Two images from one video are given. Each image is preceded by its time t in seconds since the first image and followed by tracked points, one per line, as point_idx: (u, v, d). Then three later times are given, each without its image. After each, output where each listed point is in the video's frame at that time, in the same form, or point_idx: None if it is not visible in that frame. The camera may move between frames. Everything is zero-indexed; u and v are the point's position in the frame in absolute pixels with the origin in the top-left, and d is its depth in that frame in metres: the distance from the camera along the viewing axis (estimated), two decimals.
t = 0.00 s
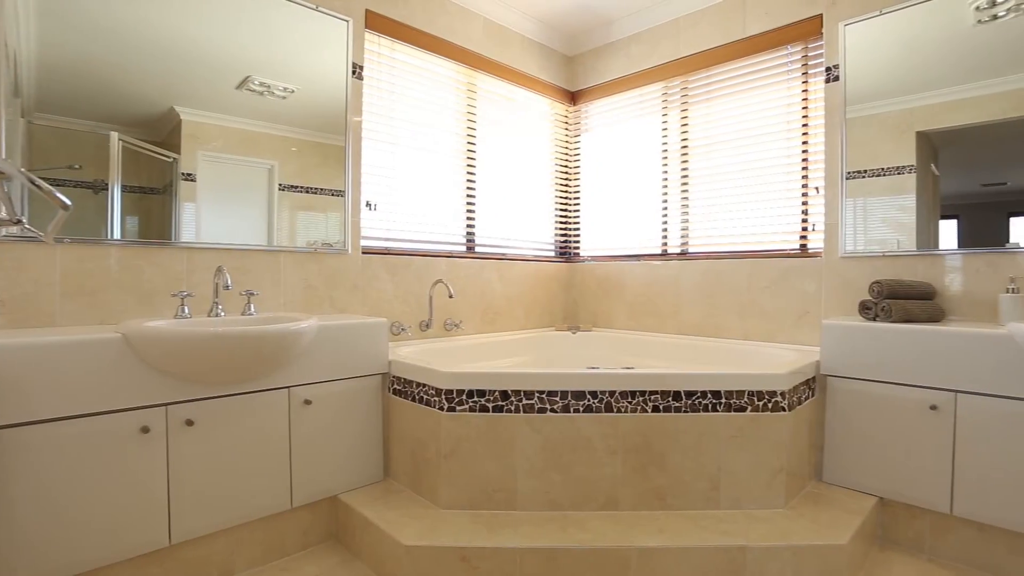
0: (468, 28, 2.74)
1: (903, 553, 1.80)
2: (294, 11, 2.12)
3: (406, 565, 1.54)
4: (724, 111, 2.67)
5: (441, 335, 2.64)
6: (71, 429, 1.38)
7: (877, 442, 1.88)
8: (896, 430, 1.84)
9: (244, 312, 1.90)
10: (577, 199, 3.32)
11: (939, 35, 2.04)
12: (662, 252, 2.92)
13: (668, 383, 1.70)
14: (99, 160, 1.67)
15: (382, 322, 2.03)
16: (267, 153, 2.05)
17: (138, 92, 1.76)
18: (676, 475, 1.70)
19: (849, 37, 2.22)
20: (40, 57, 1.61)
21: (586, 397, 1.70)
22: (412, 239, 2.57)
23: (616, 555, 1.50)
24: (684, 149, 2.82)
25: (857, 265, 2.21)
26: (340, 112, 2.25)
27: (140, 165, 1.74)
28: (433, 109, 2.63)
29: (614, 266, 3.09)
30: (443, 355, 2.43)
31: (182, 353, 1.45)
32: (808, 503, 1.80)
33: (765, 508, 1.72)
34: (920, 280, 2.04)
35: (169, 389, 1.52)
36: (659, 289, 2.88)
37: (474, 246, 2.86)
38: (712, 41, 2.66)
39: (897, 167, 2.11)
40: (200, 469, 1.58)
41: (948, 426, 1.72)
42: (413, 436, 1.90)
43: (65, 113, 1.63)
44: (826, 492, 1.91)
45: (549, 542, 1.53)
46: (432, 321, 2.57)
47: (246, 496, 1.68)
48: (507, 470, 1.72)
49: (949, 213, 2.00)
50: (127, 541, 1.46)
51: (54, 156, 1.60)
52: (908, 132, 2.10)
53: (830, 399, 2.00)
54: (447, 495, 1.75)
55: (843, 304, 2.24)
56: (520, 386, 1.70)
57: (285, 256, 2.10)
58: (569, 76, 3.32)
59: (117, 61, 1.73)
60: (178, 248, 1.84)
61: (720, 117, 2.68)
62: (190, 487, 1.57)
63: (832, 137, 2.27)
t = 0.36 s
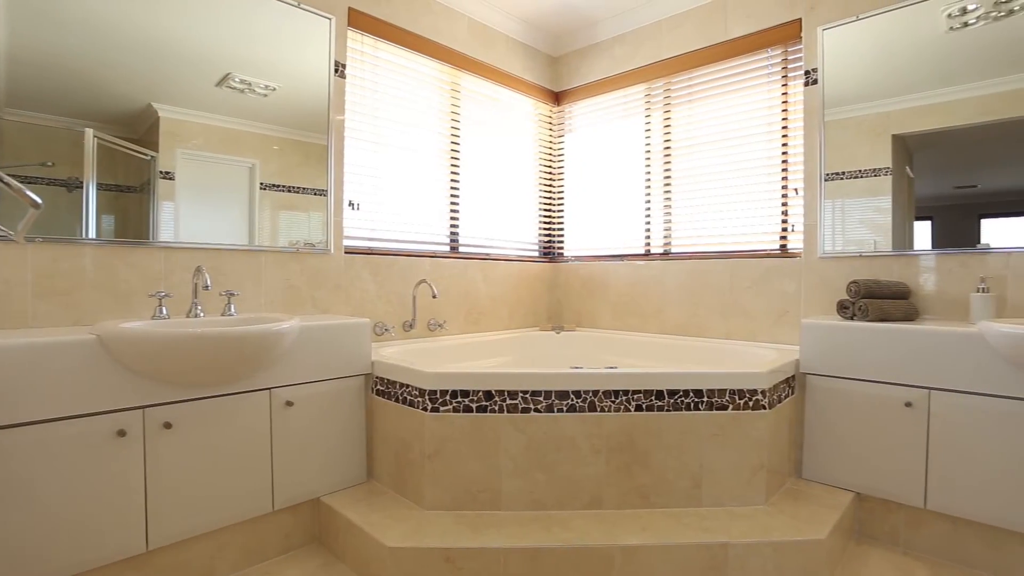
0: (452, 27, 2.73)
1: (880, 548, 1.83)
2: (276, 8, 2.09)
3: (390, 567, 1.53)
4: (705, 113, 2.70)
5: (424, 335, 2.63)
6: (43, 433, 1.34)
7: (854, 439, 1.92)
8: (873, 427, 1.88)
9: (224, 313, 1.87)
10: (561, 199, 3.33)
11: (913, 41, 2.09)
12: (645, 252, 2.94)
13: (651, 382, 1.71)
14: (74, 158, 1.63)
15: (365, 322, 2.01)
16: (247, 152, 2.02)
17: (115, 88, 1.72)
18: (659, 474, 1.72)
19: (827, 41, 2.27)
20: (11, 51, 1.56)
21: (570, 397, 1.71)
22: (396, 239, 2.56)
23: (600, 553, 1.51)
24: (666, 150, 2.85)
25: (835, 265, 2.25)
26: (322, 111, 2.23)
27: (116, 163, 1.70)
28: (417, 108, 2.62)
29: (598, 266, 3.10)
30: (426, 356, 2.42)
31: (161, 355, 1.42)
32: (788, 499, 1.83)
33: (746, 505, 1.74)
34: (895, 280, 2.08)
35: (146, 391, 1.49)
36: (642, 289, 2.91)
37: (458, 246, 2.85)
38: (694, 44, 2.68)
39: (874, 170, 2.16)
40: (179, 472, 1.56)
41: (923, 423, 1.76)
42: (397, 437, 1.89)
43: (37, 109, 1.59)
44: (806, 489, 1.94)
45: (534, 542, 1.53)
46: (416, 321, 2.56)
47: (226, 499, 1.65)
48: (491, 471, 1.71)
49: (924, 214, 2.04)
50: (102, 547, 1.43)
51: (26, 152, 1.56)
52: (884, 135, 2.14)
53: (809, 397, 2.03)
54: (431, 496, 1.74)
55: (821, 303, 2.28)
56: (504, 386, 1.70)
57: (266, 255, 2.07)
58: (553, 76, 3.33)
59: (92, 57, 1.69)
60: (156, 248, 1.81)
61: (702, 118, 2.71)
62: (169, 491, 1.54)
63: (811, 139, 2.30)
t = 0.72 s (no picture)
0: (438, 26, 2.72)
1: (860, 543, 1.87)
2: (259, 5, 2.07)
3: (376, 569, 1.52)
4: (690, 115, 2.72)
5: (410, 335, 2.62)
6: (19, 437, 1.32)
7: (835, 436, 1.95)
8: (853, 425, 1.91)
9: (206, 314, 1.85)
10: (547, 199, 3.34)
11: (892, 46, 2.13)
12: (631, 252, 2.96)
13: (636, 382, 1.72)
14: (50, 155, 1.60)
15: (351, 322, 2.00)
16: (231, 150, 1.99)
17: (93, 84, 1.69)
18: (644, 472, 1.73)
19: (809, 45, 2.30)
20: None
21: (555, 397, 1.71)
22: (381, 238, 2.54)
23: (586, 552, 1.52)
24: (652, 151, 2.87)
25: (817, 265, 2.28)
26: (307, 109, 2.21)
27: (95, 160, 1.67)
28: (402, 107, 2.61)
29: (584, 266, 3.12)
30: (413, 356, 2.41)
31: (141, 357, 1.40)
32: (770, 497, 1.85)
33: (730, 503, 1.76)
34: (875, 280, 2.12)
35: (125, 393, 1.47)
36: (628, 289, 2.93)
37: (444, 246, 2.85)
38: (679, 45, 2.71)
39: (855, 171, 2.20)
40: (159, 476, 1.53)
41: (902, 420, 1.80)
42: (382, 437, 1.88)
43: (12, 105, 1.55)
44: (788, 486, 1.97)
45: (520, 541, 1.54)
46: (402, 321, 2.55)
47: (208, 503, 1.63)
48: (477, 471, 1.71)
49: (903, 215, 2.08)
50: (80, 553, 1.40)
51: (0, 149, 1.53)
52: (865, 138, 2.18)
53: (791, 395, 2.06)
54: (417, 497, 1.74)
55: (803, 303, 2.32)
56: (490, 386, 1.70)
57: (250, 255, 2.05)
58: (539, 76, 3.33)
59: (69, 53, 1.65)
60: (136, 247, 1.78)
61: (686, 120, 2.73)
62: (149, 495, 1.51)
63: (793, 141, 2.34)
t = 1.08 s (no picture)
0: (423, 25, 2.71)
1: (839, 538, 1.90)
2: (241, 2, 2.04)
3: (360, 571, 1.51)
4: (674, 116, 2.74)
5: (395, 335, 2.60)
6: None
7: (816, 433, 1.98)
8: (833, 422, 1.94)
9: (186, 314, 1.82)
10: (532, 199, 3.34)
11: (870, 50, 2.16)
12: (616, 252, 2.97)
13: (621, 381, 1.73)
14: (24, 152, 1.56)
15: (334, 323, 1.98)
16: (212, 149, 1.96)
17: (69, 80, 1.65)
18: (629, 471, 1.74)
19: (790, 48, 2.33)
20: None
21: (540, 397, 1.71)
22: (366, 238, 2.53)
23: (571, 551, 1.52)
24: (636, 152, 2.89)
25: (798, 265, 2.32)
26: (290, 107, 2.18)
27: (70, 158, 1.64)
28: (387, 106, 2.59)
29: (569, 266, 3.13)
30: (397, 357, 2.40)
31: (119, 359, 1.37)
32: (752, 494, 1.88)
33: (714, 500, 1.78)
34: (854, 280, 2.16)
35: (102, 396, 1.44)
36: (612, 289, 2.94)
37: (429, 246, 2.84)
38: (663, 47, 2.73)
39: (835, 173, 2.23)
40: (138, 479, 1.50)
41: (880, 417, 1.83)
42: (367, 438, 1.87)
43: None
44: (770, 483, 1.99)
45: (506, 541, 1.54)
46: (386, 322, 2.53)
47: (188, 506, 1.60)
48: (463, 471, 1.71)
49: (881, 217, 2.12)
50: (55, 559, 1.37)
51: None
52: (844, 141, 2.22)
53: (773, 393, 2.09)
54: (402, 498, 1.73)
55: (785, 302, 2.35)
56: (475, 386, 1.70)
57: (232, 255, 2.02)
58: (524, 76, 3.33)
59: (43, 47, 1.61)
60: (114, 247, 1.74)
61: (670, 121, 2.76)
62: (127, 499, 1.49)
63: (775, 143, 2.37)
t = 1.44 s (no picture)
0: (410, 24, 2.69)
1: (822, 535, 1.93)
2: None
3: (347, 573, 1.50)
4: (660, 117, 2.76)
5: (382, 335, 2.59)
6: None
7: (799, 432, 2.00)
8: (816, 420, 1.97)
9: (169, 315, 1.79)
10: (520, 199, 3.34)
11: (852, 53, 2.19)
12: (603, 252, 2.98)
13: (607, 380, 1.74)
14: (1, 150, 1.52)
15: (321, 323, 1.97)
16: (196, 147, 1.94)
17: (47, 76, 1.62)
18: (616, 470, 1.75)
19: (774, 51, 2.36)
20: None
21: (527, 397, 1.72)
22: (352, 238, 2.51)
23: (559, 550, 1.53)
24: (623, 152, 2.90)
25: (782, 265, 2.35)
26: (275, 106, 2.16)
27: (48, 156, 1.60)
28: (374, 105, 2.57)
29: (556, 266, 3.13)
30: (384, 357, 2.39)
31: (99, 360, 1.35)
32: (738, 492, 1.89)
33: (699, 499, 1.79)
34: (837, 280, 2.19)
35: (81, 398, 1.41)
36: (600, 289, 2.95)
37: (416, 246, 2.83)
38: (650, 48, 2.74)
39: (818, 174, 2.26)
40: (118, 482, 1.48)
41: (862, 415, 1.86)
42: (353, 439, 1.86)
43: None
44: (755, 481, 2.01)
45: (493, 541, 1.54)
46: (373, 322, 2.52)
47: (170, 509, 1.58)
48: (450, 472, 1.71)
49: (863, 218, 2.15)
50: (32, 565, 1.34)
51: None
52: (828, 142, 2.25)
53: (758, 392, 2.11)
54: (388, 499, 1.72)
55: (769, 302, 2.38)
56: (462, 386, 1.70)
57: (216, 255, 1.99)
58: (511, 76, 3.33)
59: (20, 42, 1.58)
60: (95, 247, 1.71)
61: (656, 121, 2.77)
62: (107, 502, 1.46)
63: (760, 144, 2.39)
